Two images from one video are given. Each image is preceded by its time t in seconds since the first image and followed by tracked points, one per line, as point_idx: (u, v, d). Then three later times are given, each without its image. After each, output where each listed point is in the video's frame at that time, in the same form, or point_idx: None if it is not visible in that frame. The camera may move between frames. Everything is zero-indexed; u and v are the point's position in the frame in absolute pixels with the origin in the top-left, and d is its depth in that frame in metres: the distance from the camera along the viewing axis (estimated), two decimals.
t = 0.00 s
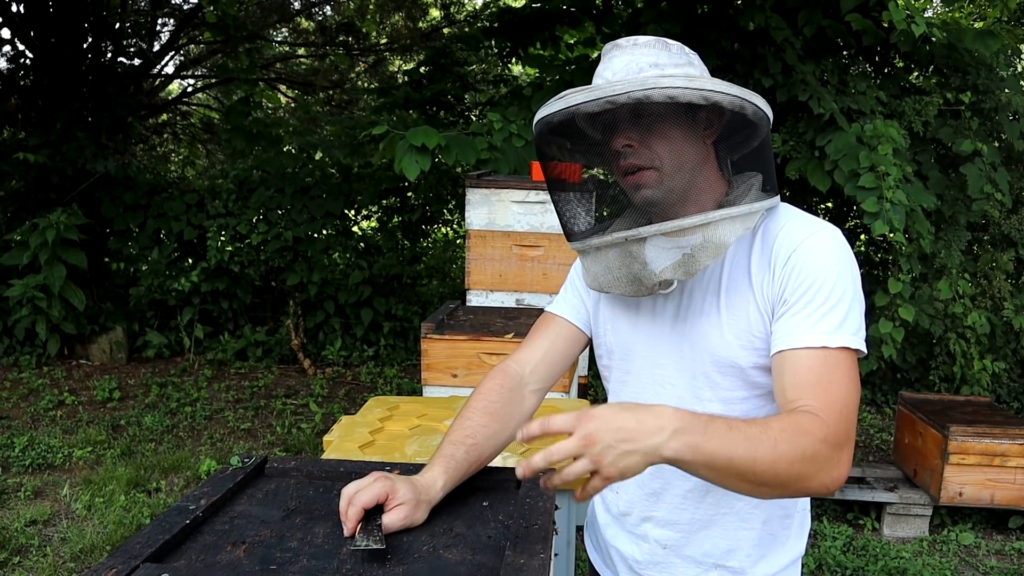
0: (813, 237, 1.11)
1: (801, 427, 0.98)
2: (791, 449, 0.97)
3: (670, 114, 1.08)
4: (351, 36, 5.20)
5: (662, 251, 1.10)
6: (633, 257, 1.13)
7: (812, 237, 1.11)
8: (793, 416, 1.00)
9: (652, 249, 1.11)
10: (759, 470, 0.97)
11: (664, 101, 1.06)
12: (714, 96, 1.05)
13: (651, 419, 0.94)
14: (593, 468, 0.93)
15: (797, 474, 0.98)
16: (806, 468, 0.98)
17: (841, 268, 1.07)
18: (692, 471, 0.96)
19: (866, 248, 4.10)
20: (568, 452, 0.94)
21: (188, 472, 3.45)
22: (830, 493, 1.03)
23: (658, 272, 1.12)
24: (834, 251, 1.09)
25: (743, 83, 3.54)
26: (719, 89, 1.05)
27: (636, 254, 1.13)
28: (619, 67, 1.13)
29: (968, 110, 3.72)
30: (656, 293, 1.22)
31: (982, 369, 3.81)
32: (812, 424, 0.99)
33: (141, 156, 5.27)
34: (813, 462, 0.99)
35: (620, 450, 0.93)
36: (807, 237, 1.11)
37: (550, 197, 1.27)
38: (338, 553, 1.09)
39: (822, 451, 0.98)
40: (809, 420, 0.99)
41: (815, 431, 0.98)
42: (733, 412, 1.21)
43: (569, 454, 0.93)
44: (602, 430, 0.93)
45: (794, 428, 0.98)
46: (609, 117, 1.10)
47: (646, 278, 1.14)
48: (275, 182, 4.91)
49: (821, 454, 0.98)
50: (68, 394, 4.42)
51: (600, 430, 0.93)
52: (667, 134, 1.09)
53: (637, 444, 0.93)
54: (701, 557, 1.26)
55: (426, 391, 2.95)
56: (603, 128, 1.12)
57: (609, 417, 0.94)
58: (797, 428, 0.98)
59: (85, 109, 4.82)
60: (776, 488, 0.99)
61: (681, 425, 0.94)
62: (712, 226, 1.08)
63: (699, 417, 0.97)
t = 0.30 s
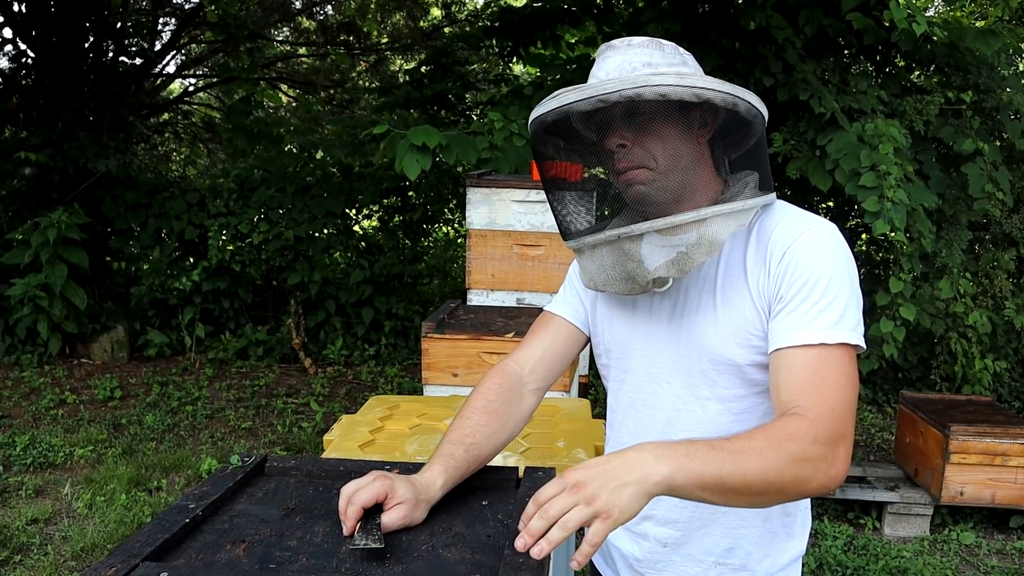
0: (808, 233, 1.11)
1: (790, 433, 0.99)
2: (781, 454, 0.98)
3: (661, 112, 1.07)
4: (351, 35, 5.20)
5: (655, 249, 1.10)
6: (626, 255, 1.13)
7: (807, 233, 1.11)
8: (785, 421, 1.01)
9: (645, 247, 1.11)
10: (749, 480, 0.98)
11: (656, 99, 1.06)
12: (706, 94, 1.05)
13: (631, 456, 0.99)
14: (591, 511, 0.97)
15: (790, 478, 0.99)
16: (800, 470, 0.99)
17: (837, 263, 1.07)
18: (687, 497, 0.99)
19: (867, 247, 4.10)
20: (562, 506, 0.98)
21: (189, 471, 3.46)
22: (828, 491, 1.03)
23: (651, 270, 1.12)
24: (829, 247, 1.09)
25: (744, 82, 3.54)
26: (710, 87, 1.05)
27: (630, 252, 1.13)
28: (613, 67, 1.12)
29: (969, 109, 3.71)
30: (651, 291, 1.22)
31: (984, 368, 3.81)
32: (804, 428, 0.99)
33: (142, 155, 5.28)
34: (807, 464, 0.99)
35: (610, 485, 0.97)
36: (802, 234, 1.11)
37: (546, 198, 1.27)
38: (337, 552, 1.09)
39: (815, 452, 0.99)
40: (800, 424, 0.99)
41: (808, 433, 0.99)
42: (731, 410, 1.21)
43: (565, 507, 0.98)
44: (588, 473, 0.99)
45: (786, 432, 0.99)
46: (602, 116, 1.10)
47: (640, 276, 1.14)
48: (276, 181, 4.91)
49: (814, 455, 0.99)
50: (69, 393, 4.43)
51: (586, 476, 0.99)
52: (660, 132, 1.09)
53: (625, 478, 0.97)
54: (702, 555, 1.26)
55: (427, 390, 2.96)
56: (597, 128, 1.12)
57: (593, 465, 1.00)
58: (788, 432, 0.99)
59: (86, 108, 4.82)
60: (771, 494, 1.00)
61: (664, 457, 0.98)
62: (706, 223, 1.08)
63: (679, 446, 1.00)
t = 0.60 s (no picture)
0: (806, 233, 1.11)
1: (779, 439, 1.00)
2: (769, 461, 0.99)
3: (673, 102, 1.09)
4: (351, 34, 5.19)
5: (676, 237, 1.08)
6: (643, 246, 1.12)
7: (805, 232, 1.11)
8: (775, 426, 1.01)
9: (664, 236, 1.09)
10: (737, 489, 0.99)
11: (672, 86, 1.06)
12: (719, 83, 1.07)
13: (618, 474, 1.02)
14: (581, 526, 0.99)
15: (780, 483, 1.00)
16: (789, 476, 1.00)
17: (833, 263, 1.07)
18: (675, 510, 1.02)
19: (868, 246, 4.10)
20: (551, 521, 1.00)
21: (189, 471, 3.46)
22: (823, 493, 1.04)
23: (672, 261, 1.09)
24: (826, 246, 1.08)
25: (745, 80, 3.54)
26: (723, 76, 1.07)
27: (647, 242, 1.11)
28: (615, 62, 1.12)
29: (970, 107, 3.70)
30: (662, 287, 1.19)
31: (984, 368, 3.80)
32: (794, 434, 1.00)
33: (143, 154, 5.28)
34: (796, 469, 1.00)
35: (599, 502, 1.00)
36: (800, 233, 1.11)
37: (544, 199, 1.25)
38: (335, 553, 1.09)
39: (805, 457, 0.99)
40: (789, 429, 1.00)
41: (797, 439, 0.99)
42: (730, 411, 1.21)
43: (555, 523, 1.00)
44: (577, 491, 1.01)
45: (774, 438, 1.00)
46: (615, 106, 1.09)
47: (658, 267, 1.11)
48: (276, 180, 4.90)
49: (804, 460, 1.00)
50: (69, 392, 4.43)
51: (575, 493, 1.01)
52: (669, 124, 1.10)
53: (612, 494, 1.00)
54: (700, 556, 1.26)
55: (427, 389, 2.96)
56: (606, 120, 1.11)
57: (582, 483, 1.02)
58: (776, 439, 1.00)
59: (86, 106, 4.82)
60: (761, 500, 1.01)
61: (650, 472, 1.01)
62: (725, 208, 1.07)
63: (665, 460, 1.03)
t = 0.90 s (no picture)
0: (808, 232, 1.10)
1: (783, 441, 1.00)
2: (772, 463, 0.99)
3: (674, 101, 1.09)
4: (352, 33, 5.19)
5: (677, 238, 1.08)
6: (645, 247, 1.11)
7: (806, 231, 1.10)
8: (779, 428, 1.01)
9: (666, 236, 1.09)
10: (741, 492, 1.00)
11: (671, 87, 1.07)
12: (720, 83, 1.07)
13: (625, 481, 1.02)
14: (588, 533, 0.99)
15: (784, 486, 1.00)
16: (793, 478, 1.00)
17: (835, 262, 1.07)
18: (680, 514, 1.02)
19: (868, 245, 4.09)
20: (557, 526, 0.99)
21: (189, 470, 3.46)
22: (826, 493, 1.04)
23: (673, 261, 1.10)
24: (828, 245, 1.08)
25: (745, 79, 3.54)
26: (724, 75, 1.07)
27: (648, 243, 1.11)
28: (614, 62, 1.12)
29: (971, 106, 3.69)
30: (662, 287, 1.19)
31: (984, 367, 3.80)
32: (798, 435, 1.00)
33: (143, 153, 5.28)
34: (800, 470, 1.00)
35: (606, 509, 1.00)
36: (801, 232, 1.11)
37: (543, 199, 1.25)
38: (333, 552, 1.09)
39: (809, 458, 1.00)
40: (793, 431, 1.00)
41: (801, 441, 0.99)
42: (731, 411, 1.21)
43: (560, 528, 0.99)
44: (585, 497, 1.01)
45: (777, 441, 1.00)
46: (614, 107, 1.09)
47: (661, 268, 1.12)
48: (276, 179, 4.90)
49: (808, 461, 1.00)
50: (69, 391, 4.43)
51: (582, 499, 1.01)
52: (670, 124, 1.10)
53: (619, 502, 1.00)
54: (701, 556, 1.25)
55: (426, 388, 2.96)
56: (606, 121, 1.11)
57: (589, 489, 1.02)
58: (779, 441, 1.00)
59: (86, 105, 4.82)
60: (765, 502, 1.01)
61: (655, 479, 1.01)
62: (726, 208, 1.07)
63: (670, 465, 1.03)
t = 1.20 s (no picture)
0: (808, 232, 1.10)
1: (782, 441, 1.00)
2: (773, 463, 1.00)
3: (675, 101, 1.08)
4: (352, 32, 5.19)
5: (677, 238, 1.08)
6: (645, 246, 1.11)
7: (806, 231, 1.10)
8: (778, 428, 1.02)
9: (665, 236, 1.09)
10: (741, 492, 1.00)
11: (672, 86, 1.06)
12: (721, 83, 1.07)
13: (624, 480, 1.02)
14: (588, 533, 0.99)
15: (784, 485, 1.00)
16: (792, 477, 1.00)
17: (835, 262, 1.07)
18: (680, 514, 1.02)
19: (868, 245, 4.09)
20: (557, 526, 0.99)
21: (189, 469, 3.46)
22: (825, 493, 1.04)
23: (673, 261, 1.10)
24: (828, 245, 1.08)
25: (745, 78, 3.54)
26: (725, 75, 1.07)
27: (648, 243, 1.11)
28: (615, 61, 1.12)
29: (972, 105, 3.69)
30: (662, 287, 1.19)
31: (985, 366, 3.80)
32: (798, 435, 1.00)
33: (144, 152, 5.29)
34: (800, 470, 1.00)
35: (606, 509, 1.00)
36: (801, 232, 1.11)
37: (544, 198, 1.25)
38: (333, 551, 1.09)
39: (808, 458, 1.00)
40: (793, 430, 1.00)
41: (801, 441, 1.00)
42: (730, 411, 1.21)
43: (560, 528, 0.99)
44: (585, 497, 1.01)
45: (776, 441, 1.00)
46: (615, 106, 1.09)
47: (661, 267, 1.11)
48: (276, 178, 4.90)
49: (808, 461, 1.00)
50: (70, 390, 4.43)
51: (582, 499, 1.01)
52: (671, 123, 1.10)
53: (619, 502, 1.00)
54: (700, 555, 1.26)
55: (427, 387, 2.96)
56: (607, 120, 1.11)
57: (589, 488, 1.02)
58: (779, 441, 1.00)
59: (86, 104, 4.81)
60: (765, 502, 1.01)
61: (655, 479, 1.01)
62: (726, 208, 1.07)
63: (670, 465, 1.03)
